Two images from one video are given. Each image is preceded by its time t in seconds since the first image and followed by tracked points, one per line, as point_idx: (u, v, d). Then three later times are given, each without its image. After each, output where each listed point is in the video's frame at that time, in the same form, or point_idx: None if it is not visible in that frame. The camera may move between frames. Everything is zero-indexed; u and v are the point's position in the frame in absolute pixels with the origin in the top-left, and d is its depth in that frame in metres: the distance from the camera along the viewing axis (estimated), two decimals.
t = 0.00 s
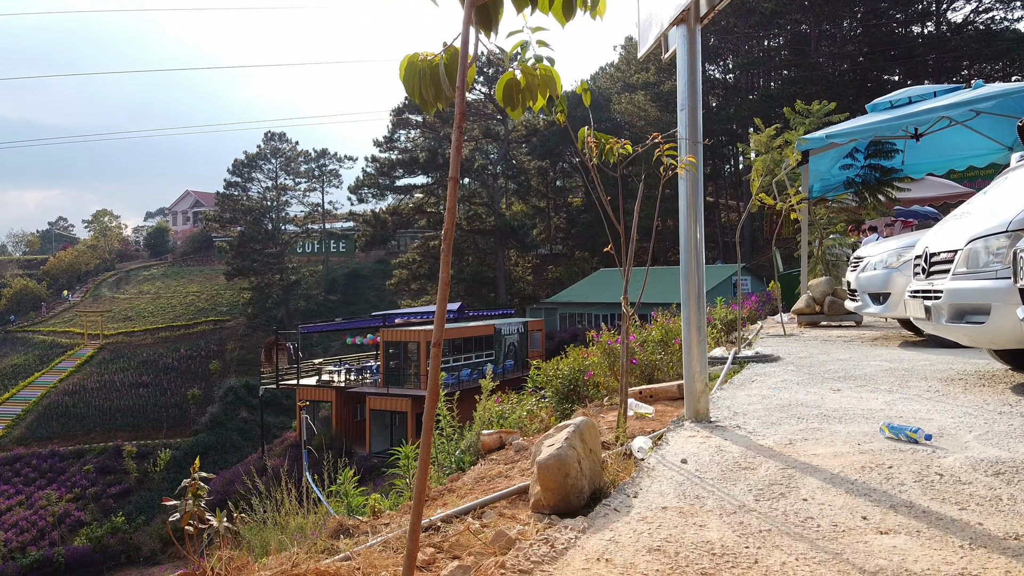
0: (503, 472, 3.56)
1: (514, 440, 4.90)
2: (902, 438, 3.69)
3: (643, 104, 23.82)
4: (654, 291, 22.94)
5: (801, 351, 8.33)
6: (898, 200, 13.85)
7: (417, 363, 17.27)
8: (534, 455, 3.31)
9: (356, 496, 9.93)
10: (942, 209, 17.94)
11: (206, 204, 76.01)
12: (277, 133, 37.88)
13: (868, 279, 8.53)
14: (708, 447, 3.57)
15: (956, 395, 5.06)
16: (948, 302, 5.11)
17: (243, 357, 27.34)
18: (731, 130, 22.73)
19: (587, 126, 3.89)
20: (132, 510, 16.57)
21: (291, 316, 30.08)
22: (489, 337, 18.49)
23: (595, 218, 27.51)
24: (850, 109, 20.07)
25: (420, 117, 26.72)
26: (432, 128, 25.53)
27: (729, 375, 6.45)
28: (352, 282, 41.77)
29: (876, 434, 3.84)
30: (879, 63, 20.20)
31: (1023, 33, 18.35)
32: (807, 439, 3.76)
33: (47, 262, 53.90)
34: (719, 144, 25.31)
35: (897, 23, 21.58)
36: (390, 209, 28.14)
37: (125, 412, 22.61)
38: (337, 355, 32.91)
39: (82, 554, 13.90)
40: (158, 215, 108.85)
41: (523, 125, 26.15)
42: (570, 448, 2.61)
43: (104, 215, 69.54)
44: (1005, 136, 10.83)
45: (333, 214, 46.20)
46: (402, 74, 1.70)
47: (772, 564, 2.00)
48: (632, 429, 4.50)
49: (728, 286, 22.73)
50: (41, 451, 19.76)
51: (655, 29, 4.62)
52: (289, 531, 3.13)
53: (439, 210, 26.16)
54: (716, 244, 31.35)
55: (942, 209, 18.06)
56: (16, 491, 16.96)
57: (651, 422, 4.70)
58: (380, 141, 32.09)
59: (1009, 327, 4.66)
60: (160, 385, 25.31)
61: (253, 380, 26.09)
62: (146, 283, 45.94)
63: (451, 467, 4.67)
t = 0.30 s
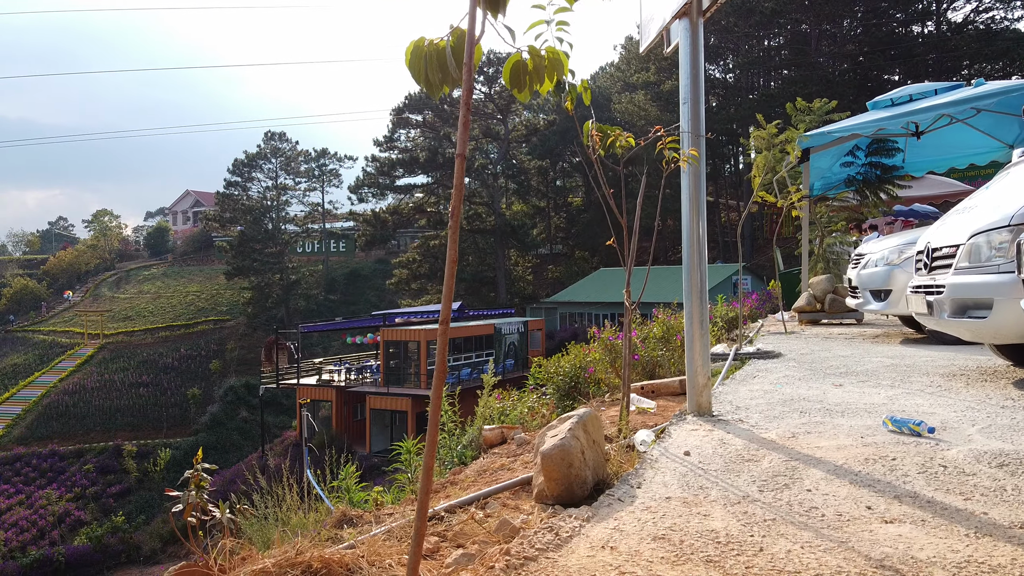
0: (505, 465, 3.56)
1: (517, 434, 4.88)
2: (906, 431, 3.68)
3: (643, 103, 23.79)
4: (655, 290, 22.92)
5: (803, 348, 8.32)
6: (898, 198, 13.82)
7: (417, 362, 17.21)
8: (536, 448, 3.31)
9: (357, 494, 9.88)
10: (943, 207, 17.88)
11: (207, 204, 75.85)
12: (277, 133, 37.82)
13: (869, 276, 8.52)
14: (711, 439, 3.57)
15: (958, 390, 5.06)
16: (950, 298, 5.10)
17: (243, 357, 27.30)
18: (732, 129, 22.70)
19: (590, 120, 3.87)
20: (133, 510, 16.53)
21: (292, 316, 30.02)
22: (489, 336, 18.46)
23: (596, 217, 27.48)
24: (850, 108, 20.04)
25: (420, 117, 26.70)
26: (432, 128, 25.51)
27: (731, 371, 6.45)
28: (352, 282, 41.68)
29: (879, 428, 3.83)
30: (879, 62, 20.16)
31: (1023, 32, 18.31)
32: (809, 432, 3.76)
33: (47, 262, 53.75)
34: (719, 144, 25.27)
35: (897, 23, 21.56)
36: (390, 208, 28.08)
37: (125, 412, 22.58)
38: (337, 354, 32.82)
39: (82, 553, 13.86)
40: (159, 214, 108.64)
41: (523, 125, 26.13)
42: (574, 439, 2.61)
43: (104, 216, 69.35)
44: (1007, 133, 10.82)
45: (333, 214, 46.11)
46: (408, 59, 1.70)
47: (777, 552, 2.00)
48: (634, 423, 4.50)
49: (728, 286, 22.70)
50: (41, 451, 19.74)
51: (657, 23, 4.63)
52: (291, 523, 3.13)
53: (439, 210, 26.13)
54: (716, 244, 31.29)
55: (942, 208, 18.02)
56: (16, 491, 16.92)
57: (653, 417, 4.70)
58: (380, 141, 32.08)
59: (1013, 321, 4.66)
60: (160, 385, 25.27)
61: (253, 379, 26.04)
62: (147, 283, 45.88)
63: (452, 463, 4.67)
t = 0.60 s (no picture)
0: (507, 464, 3.55)
1: (518, 432, 4.87)
2: (908, 430, 3.67)
3: (643, 103, 23.78)
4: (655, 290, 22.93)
5: (804, 347, 8.32)
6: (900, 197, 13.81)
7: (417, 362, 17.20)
8: (538, 446, 3.30)
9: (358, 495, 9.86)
10: (943, 207, 17.85)
11: (207, 203, 75.73)
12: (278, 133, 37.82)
13: (870, 275, 8.51)
14: (713, 438, 3.56)
15: (959, 388, 5.06)
16: (952, 296, 5.10)
17: (243, 358, 27.28)
18: (731, 130, 22.65)
19: (595, 117, 3.85)
20: (133, 510, 16.51)
21: (292, 316, 30.00)
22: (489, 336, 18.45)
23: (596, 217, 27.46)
24: (850, 108, 20.03)
25: (420, 117, 26.70)
26: (432, 128, 25.49)
27: (732, 370, 6.44)
28: (352, 282, 41.64)
29: (881, 426, 3.83)
30: (879, 62, 20.15)
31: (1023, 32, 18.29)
32: (812, 431, 3.75)
33: (48, 262, 53.69)
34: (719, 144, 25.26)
35: (897, 23, 21.53)
36: (390, 208, 28.08)
37: (125, 412, 22.56)
38: (337, 354, 32.79)
39: (82, 553, 13.85)
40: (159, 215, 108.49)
41: (523, 125, 26.12)
42: (576, 437, 2.60)
43: (105, 216, 69.26)
44: (1008, 132, 10.82)
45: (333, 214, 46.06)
46: (413, 50, 1.70)
47: (782, 549, 1.99)
48: (636, 422, 4.49)
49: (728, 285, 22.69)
50: (41, 451, 19.73)
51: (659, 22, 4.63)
52: (292, 519, 3.12)
53: (439, 210, 26.13)
54: (716, 244, 31.27)
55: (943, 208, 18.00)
56: (16, 490, 16.91)
57: (654, 416, 4.69)
58: (380, 140, 32.06)
59: (1014, 320, 4.65)
60: (160, 384, 25.27)
61: (253, 380, 26.03)
62: (147, 283, 45.85)
63: (453, 462, 4.66)
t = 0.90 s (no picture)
0: (508, 461, 3.55)
1: (519, 431, 4.86)
2: (909, 428, 3.67)
3: (643, 102, 23.74)
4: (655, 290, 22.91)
5: (805, 346, 8.31)
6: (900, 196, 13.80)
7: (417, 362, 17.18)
8: (539, 444, 3.30)
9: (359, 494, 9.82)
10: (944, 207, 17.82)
11: (207, 203, 75.57)
12: (277, 132, 37.74)
13: (870, 274, 8.51)
14: (715, 435, 3.56)
15: (960, 387, 5.06)
16: (953, 295, 5.10)
17: (243, 358, 27.24)
18: (732, 130, 22.61)
19: (596, 115, 3.84)
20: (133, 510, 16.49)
21: (292, 315, 29.95)
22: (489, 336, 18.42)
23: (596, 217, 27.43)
24: (850, 108, 19.98)
25: (420, 117, 26.68)
26: (433, 127, 25.48)
27: (732, 368, 6.44)
28: (352, 282, 41.58)
29: (882, 424, 3.83)
30: (879, 62, 20.11)
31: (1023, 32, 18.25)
32: (813, 428, 3.75)
33: (48, 262, 53.58)
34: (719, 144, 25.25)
35: (897, 23, 21.49)
36: (391, 208, 28.04)
37: (125, 411, 22.53)
38: (337, 354, 32.75)
39: (82, 553, 13.83)
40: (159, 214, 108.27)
41: (523, 125, 26.10)
42: (577, 434, 2.60)
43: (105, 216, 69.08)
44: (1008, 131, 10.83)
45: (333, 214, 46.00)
46: (413, 43, 1.70)
47: (784, 545, 1.99)
48: (637, 419, 4.50)
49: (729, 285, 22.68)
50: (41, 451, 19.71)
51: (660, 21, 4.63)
52: (293, 517, 3.12)
53: (440, 209, 26.11)
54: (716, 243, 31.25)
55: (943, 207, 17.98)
56: (16, 490, 16.89)
57: (655, 414, 4.69)
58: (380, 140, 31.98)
59: (1015, 319, 4.66)
60: (160, 384, 25.25)
61: (253, 380, 25.99)
62: (147, 283, 45.77)
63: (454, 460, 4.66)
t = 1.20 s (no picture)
0: (508, 458, 3.56)
1: (519, 429, 4.86)
2: (908, 425, 3.67)
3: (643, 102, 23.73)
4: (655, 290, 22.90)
5: (805, 345, 8.31)
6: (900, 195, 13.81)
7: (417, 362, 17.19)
8: (539, 441, 3.30)
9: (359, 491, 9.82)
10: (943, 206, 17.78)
11: (207, 202, 75.38)
12: (277, 132, 37.69)
13: (870, 273, 8.51)
14: (714, 433, 3.56)
15: (959, 384, 5.07)
16: (952, 293, 5.11)
17: (243, 358, 27.25)
18: (731, 130, 22.61)
19: (596, 113, 3.84)
20: (133, 510, 16.49)
21: (292, 315, 29.94)
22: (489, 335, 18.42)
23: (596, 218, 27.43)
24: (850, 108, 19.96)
25: (420, 117, 26.67)
26: (432, 127, 25.47)
27: (732, 367, 6.44)
28: (352, 281, 41.54)
29: (881, 421, 3.83)
30: (879, 63, 20.08)
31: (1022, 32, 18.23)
32: (812, 426, 3.76)
33: (48, 261, 53.48)
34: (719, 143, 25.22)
35: (897, 23, 21.48)
36: (390, 207, 28.02)
37: (125, 411, 22.52)
38: (337, 354, 32.74)
39: (82, 554, 13.84)
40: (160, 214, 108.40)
41: (523, 125, 26.09)
42: (577, 430, 2.61)
43: (106, 217, 68.84)
44: (1008, 130, 10.83)
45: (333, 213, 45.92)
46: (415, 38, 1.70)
47: (782, 540, 2.00)
48: (637, 418, 4.50)
49: (728, 285, 22.69)
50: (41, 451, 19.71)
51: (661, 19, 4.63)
52: (292, 514, 3.12)
53: (439, 209, 26.12)
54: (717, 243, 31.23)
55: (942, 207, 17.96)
56: (16, 490, 16.90)
57: (654, 412, 4.70)
58: (380, 140, 31.97)
59: (1014, 317, 4.67)
60: (160, 384, 25.24)
61: (253, 379, 25.97)
62: (147, 283, 45.78)
63: (454, 459, 4.68)
